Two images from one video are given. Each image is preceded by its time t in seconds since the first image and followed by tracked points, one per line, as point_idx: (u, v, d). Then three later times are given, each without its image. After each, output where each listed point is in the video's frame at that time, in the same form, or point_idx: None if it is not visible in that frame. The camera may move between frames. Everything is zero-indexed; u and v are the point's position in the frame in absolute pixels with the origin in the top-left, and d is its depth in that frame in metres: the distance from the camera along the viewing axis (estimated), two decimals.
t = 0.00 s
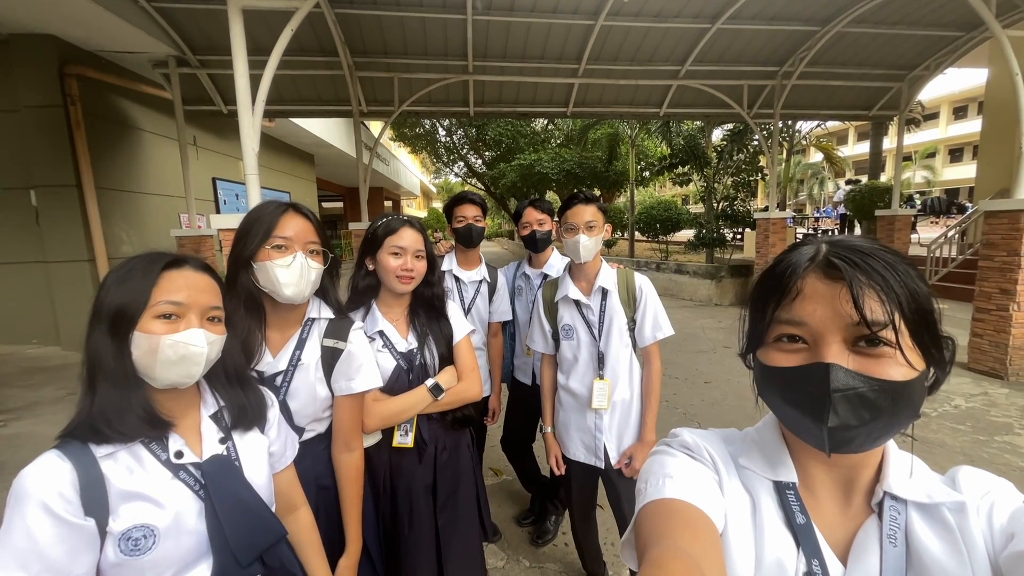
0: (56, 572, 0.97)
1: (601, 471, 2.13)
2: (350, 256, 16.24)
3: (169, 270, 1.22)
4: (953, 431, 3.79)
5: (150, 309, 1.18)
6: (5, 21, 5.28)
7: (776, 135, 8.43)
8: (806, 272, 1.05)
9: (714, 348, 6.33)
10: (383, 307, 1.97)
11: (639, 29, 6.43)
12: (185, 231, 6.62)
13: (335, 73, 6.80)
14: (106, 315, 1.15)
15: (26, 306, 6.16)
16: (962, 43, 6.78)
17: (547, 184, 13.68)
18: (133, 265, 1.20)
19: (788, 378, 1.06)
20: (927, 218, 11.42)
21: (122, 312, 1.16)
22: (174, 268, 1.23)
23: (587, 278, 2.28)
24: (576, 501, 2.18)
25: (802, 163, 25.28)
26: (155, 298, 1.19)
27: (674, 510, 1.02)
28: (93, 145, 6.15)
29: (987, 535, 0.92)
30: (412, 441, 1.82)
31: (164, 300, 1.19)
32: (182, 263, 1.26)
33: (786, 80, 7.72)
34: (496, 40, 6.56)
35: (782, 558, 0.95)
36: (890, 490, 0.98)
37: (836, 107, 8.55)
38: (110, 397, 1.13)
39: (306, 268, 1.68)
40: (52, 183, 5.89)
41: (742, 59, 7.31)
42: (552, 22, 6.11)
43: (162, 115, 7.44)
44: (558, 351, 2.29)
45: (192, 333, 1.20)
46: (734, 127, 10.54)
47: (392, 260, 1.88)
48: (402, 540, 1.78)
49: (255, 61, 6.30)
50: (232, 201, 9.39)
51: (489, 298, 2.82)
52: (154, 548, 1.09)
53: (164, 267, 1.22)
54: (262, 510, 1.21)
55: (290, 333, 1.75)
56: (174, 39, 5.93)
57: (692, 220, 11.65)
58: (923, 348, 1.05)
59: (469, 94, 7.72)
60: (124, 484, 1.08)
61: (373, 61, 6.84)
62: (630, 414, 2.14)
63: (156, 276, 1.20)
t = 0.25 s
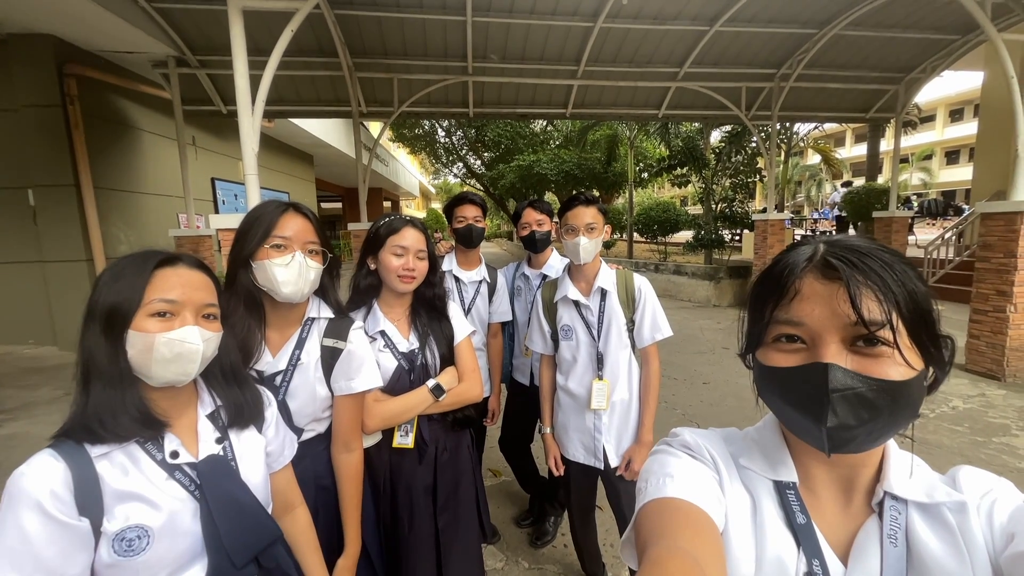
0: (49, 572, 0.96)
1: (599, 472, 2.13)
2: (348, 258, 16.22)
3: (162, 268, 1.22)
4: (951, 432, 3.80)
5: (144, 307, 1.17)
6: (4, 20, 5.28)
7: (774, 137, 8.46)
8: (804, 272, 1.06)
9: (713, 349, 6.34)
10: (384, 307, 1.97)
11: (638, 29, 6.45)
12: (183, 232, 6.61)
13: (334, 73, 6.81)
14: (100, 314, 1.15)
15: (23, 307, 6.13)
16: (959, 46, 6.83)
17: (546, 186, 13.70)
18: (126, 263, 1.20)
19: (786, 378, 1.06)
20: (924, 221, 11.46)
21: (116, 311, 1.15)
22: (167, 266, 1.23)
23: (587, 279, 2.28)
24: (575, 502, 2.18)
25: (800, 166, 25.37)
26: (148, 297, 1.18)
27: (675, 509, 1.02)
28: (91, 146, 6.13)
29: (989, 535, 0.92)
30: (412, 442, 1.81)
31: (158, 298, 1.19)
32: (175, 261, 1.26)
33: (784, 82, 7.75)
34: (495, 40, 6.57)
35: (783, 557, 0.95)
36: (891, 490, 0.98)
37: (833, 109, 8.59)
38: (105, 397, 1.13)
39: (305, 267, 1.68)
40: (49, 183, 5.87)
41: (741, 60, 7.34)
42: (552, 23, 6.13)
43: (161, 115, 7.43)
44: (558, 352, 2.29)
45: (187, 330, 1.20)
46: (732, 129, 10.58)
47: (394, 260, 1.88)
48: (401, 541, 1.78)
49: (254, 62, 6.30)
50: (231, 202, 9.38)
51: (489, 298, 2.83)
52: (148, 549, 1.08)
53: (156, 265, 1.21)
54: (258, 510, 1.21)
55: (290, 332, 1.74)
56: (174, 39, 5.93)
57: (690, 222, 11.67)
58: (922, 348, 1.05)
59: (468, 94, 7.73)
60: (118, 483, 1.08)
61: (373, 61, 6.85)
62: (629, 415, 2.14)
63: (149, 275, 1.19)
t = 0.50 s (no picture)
0: (51, 571, 0.97)
1: (600, 471, 2.13)
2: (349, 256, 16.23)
3: (160, 268, 1.22)
4: (951, 433, 3.80)
5: (142, 308, 1.18)
6: (5, 19, 5.28)
7: (775, 136, 8.44)
8: (806, 273, 1.06)
9: (713, 348, 6.34)
10: (386, 306, 1.97)
11: (639, 29, 6.44)
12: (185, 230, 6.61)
13: (335, 72, 6.80)
14: (98, 315, 1.15)
15: (25, 304, 6.15)
16: (961, 45, 6.80)
17: (547, 185, 13.68)
18: (123, 263, 1.20)
19: (788, 380, 1.06)
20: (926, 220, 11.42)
21: (115, 312, 1.15)
22: (165, 266, 1.23)
23: (592, 278, 2.27)
24: (575, 500, 2.18)
25: (802, 165, 25.32)
26: (146, 297, 1.18)
27: (676, 508, 1.02)
28: (93, 144, 6.14)
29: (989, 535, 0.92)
30: (413, 441, 1.81)
31: (156, 299, 1.19)
32: (172, 260, 1.26)
33: (786, 81, 7.73)
34: (496, 40, 6.56)
35: (784, 557, 0.95)
36: (892, 490, 0.98)
37: (835, 108, 8.56)
38: (105, 398, 1.13)
39: (304, 266, 1.67)
40: (51, 181, 5.88)
41: (743, 59, 7.31)
42: (552, 22, 6.11)
43: (162, 113, 7.43)
44: (559, 351, 2.29)
45: (187, 330, 1.20)
46: (734, 128, 10.55)
47: (396, 259, 1.88)
48: (402, 539, 1.78)
49: (255, 60, 6.30)
50: (232, 200, 9.38)
51: (490, 298, 2.83)
52: (150, 548, 1.09)
53: (155, 265, 1.22)
54: (259, 510, 1.21)
55: (290, 331, 1.74)
56: (174, 38, 5.93)
57: (692, 221, 11.65)
58: (925, 349, 1.05)
59: (469, 94, 7.72)
60: (120, 483, 1.08)
61: (373, 60, 6.84)
62: (630, 414, 2.14)
63: (147, 275, 1.19)
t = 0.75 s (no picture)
0: (58, 566, 0.98)
1: (602, 471, 2.13)
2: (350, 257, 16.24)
3: (166, 265, 1.22)
4: (952, 434, 3.79)
5: (150, 304, 1.18)
6: (9, 19, 5.30)
7: (777, 137, 8.42)
8: (808, 270, 1.05)
9: (713, 349, 6.33)
10: (387, 305, 1.97)
11: (639, 30, 6.44)
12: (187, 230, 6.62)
13: (335, 73, 6.81)
14: (105, 311, 1.15)
15: (28, 303, 6.17)
16: (964, 46, 6.78)
17: (548, 185, 13.68)
18: (131, 260, 1.21)
19: (791, 377, 1.06)
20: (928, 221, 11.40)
21: (121, 309, 1.15)
22: (172, 263, 1.24)
23: (598, 278, 2.26)
24: (577, 500, 2.18)
25: (802, 166, 25.30)
26: (153, 293, 1.19)
27: (677, 506, 1.02)
28: (95, 144, 6.16)
29: (992, 531, 0.92)
30: (414, 441, 1.81)
31: (164, 295, 1.19)
32: (179, 258, 1.26)
33: (787, 82, 7.72)
34: (496, 40, 6.57)
35: (787, 555, 0.95)
36: (894, 487, 0.98)
37: (837, 109, 8.54)
38: (111, 394, 1.13)
39: (306, 267, 1.67)
40: (54, 181, 5.90)
41: (743, 60, 7.30)
42: (552, 23, 6.12)
43: (164, 113, 7.45)
44: (563, 350, 2.29)
45: (194, 327, 1.21)
46: (735, 129, 10.54)
47: (398, 259, 1.88)
48: (404, 537, 1.79)
49: (256, 61, 6.31)
50: (233, 200, 9.41)
51: (491, 298, 2.83)
52: (155, 545, 1.09)
53: (161, 262, 1.22)
54: (264, 508, 1.21)
55: (292, 330, 1.74)
56: (176, 38, 5.95)
57: (692, 222, 11.64)
58: (928, 346, 1.05)
59: (468, 95, 7.73)
60: (127, 479, 1.09)
61: (373, 61, 6.85)
62: (633, 414, 2.14)
63: (154, 272, 1.20)
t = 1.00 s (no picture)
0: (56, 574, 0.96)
1: (602, 473, 2.13)
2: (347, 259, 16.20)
3: (168, 267, 1.22)
4: (949, 436, 3.80)
5: (150, 306, 1.17)
6: (6, 19, 5.28)
7: (774, 140, 8.47)
8: (818, 268, 1.06)
9: (712, 351, 6.34)
10: (387, 306, 1.97)
11: (639, 33, 6.47)
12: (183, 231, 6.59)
13: (335, 74, 6.81)
14: (105, 313, 1.14)
15: (22, 305, 6.12)
16: (958, 50, 6.85)
17: (546, 188, 13.71)
18: (131, 262, 1.20)
19: (800, 376, 1.06)
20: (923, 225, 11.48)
21: (122, 310, 1.15)
22: (173, 264, 1.23)
23: (605, 279, 2.26)
24: (577, 502, 2.17)
25: (799, 169, 25.47)
26: (154, 295, 1.18)
27: (677, 509, 1.02)
28: (92, 145, 6.13)
29: (992, 531, 0.92)
30: (413, 443, 1.81)
31: (165, 297, 1.19)
32: (181, 259, 1.25)
33: (784, 86, 7.78)
34: (497, 42, 6.58)
35: (788, 556, 0.95)
36: (895, 486, 0.98)
37: (833, 113, 8.61)
38: (110, 397, 1.12)
39: (307, 270, 1.67)
40: (50, 182, 5.87)
41: (741, 64, 7.35)
42: (553, 25, 6.14)
43: (161, 114, 7.42)
44: (565, 350, 2.29)
45: (194, 329, 1.20)
46: (732, 132, 10.60)
47: (399, 259, 1.88)
48: (402, 540, 1.78)
49: (255, 61, 6.30)
50: (230, 202, 9.38)
51: (491, 299, 2.84)
52: (155, 551, 1.08)
53: (163, 263, 1.22)
54: (265, 512, 1.20)
55: (291, 331, 1.73)
56: (175, 39, 5.94)
57: (690, 224, 11.68)
58: (935, 347, 1.05)
59: (469, 96, 7.74)
60: (126, 484, 1.08)
61: (373, 62, 6.86)
62: (634, 416, 2.14)
63: (155, 274, 1.19)
